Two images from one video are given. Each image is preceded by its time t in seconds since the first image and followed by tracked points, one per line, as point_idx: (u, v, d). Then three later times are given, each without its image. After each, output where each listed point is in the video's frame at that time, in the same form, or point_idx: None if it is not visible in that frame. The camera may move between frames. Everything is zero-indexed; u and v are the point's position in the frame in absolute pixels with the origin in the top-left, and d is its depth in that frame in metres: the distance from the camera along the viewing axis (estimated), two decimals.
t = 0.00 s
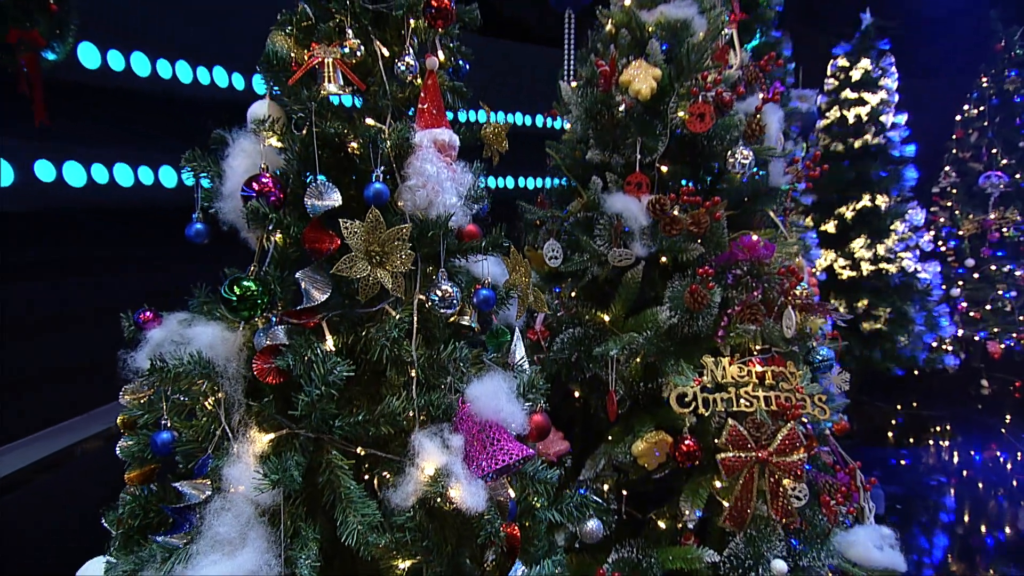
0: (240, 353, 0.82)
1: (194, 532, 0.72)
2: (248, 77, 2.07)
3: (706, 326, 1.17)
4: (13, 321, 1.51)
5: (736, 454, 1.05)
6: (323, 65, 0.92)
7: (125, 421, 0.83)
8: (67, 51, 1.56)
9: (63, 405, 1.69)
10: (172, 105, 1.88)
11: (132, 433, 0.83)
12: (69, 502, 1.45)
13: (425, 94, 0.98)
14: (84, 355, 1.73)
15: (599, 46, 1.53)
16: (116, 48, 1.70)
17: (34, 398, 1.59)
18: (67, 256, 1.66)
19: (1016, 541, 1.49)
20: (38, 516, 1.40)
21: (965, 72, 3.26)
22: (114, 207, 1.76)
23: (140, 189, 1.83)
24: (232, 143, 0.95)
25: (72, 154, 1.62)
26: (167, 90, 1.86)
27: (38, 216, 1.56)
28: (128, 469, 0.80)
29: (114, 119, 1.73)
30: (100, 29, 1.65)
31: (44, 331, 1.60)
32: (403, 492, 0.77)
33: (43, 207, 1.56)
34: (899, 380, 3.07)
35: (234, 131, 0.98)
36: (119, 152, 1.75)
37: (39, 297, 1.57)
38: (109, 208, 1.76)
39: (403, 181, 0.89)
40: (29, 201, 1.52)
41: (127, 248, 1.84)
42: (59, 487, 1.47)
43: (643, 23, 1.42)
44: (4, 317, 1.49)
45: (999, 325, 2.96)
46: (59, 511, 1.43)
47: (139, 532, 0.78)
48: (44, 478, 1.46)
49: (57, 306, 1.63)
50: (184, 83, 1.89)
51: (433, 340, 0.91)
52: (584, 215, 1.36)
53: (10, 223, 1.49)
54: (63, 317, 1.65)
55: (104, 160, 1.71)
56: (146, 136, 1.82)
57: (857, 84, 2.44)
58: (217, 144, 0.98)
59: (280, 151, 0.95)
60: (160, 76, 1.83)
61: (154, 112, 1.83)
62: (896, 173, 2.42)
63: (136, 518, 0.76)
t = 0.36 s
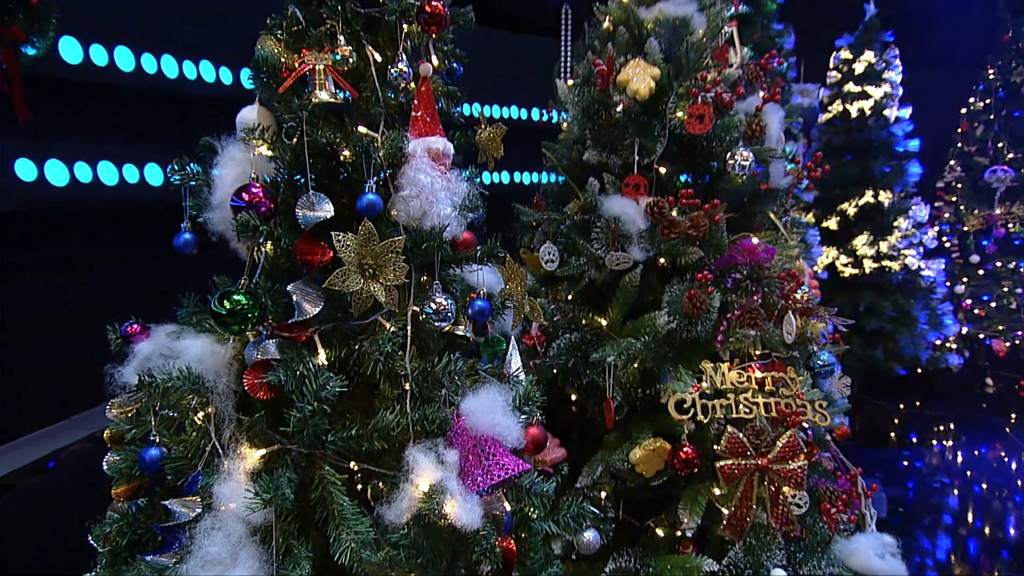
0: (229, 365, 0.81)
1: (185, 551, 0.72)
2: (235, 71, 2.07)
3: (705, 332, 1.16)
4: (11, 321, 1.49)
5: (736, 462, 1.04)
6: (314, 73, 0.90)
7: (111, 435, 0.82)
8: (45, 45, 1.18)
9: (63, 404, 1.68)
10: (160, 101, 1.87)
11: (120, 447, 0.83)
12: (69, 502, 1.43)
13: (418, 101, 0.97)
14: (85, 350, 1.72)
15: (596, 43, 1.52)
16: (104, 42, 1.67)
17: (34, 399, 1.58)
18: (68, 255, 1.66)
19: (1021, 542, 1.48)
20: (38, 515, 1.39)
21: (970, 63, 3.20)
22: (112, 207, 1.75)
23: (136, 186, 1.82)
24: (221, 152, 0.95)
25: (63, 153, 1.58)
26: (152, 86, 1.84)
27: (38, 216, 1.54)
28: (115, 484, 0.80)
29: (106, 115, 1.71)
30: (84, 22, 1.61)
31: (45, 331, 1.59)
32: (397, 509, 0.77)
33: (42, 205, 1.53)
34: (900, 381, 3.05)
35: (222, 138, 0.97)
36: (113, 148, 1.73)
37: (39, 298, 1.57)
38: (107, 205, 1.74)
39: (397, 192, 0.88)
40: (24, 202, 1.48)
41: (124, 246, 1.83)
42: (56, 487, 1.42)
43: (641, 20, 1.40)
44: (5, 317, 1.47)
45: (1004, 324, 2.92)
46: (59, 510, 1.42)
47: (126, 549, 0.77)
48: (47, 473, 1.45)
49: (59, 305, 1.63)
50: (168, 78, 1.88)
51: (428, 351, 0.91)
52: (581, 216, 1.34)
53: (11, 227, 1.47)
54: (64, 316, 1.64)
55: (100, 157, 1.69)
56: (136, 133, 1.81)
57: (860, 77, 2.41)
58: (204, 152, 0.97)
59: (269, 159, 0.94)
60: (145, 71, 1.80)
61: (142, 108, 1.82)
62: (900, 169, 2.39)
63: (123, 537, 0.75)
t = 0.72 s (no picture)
0: (218, 378, 0.80)
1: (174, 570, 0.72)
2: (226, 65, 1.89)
3: (705, 336, 1.15)
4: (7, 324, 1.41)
5: (735, 470, 1.03)
6: (305, 80, 0.89)
7: (97, 450, 0.81)
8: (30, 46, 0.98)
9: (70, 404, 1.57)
10: (164, 101, 1.73)
11: (106, 462, 0.81)
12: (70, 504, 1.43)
13: (412, 109, 0.95)
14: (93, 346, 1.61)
15: (593, 41, 1.50)
16: (92, 38, 1.54)
17: (35, 400, 1.48)
18: (70, 257, 1.55)
19: None
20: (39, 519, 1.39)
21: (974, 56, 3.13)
22: (115, 205, 1.64)
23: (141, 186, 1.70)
24: (210, 159, 0.93)
25: (58, 152, 1.49)
26: (150, 85, 1.68)
27: (32, 218, 1.45)
28: (102, 499, 0.79)
29: (107, 116, 1.60)
30: (73, 17, 1.49)
31: (42, 330, 1.48)
32: (391, 526, 0.76)
33: (32, 206, 1.44)
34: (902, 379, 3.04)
35: (211, 144, 0.96)
36: (116, 144, 1.63)
37: (36, 300, 1.47)
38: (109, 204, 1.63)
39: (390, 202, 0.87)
40: (18, 199, 1.41)
41: (130, 242, 1.69)
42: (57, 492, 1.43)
43: (638, 17, 1.38)
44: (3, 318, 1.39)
45: (1009, 321, 2.89)
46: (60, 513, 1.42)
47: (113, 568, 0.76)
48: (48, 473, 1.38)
49: (64, 303, 1.53)
50: (156, 74, 1.69)
51: (423, 362, 0.92)
52: (578, 219, 1.33)
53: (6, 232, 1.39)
54: (63, 317, 1.53)
55: (104, 157, 1.59)
56: (137, 133, 1.67)
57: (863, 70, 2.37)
58: (192, 158, 0.95)
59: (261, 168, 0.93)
60: (129, 66, 1.63)
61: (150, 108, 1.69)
62: (903, 164, 2.35)
63: (109, 557, 0.73)
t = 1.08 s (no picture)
0: (206, 394, 0.80)
1: None
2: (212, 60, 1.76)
3: (704, 343, 1.14)
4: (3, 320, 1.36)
5: (733, 479, 1.02)
6: (297, 90, 0.87)
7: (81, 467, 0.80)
8: (6, 35, 0.98)
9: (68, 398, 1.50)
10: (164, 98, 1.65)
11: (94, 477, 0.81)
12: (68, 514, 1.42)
13: (405, 118, 0.93)
14: (95, 337, 1.54)
15: (591, 39, 1.49)
16: (79, 33, 1.43)
17: (31, 400, 1.42)
18: (74, 254, 1.49)
19: None
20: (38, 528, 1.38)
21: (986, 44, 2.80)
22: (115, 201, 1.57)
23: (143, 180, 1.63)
24: (199, 171, 0.93)
25: (52, 149, 1.41)
26: (143, 83, 1.59)
27: (29, 220, 1.39)
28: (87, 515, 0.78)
29: (108, 115, 1.52)
30: (70, 16, 1.42)
31: (34, 325, 1.41)
32: (384, 545, 0.75)
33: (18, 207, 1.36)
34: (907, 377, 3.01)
35: (200, 155, 0.95)
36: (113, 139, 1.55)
37: (32, 297, 1.41)
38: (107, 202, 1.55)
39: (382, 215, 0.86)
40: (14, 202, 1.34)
41: (127, 237, 1.60)
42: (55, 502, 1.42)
43: (637, 16, 1.36)
44: None
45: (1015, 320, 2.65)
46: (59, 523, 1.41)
47: None
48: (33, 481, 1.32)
49: (62, 295, 1.47)
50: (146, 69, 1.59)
51: (416, 375, 0.90)
52: (574, 222, 1.31)
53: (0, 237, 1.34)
54: (57, 311, 1.46)
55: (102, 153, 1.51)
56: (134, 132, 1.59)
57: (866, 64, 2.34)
58: (182, 168, 0.96)
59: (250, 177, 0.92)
60: (113, 62, 1.51)
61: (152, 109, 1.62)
62: (907, 160, 2.31)
63: None
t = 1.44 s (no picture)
0: (193, 413, 0.78)
1: None
2: (198, 58, 1.67)
3: (701, 352, 1.13)
4: (3, 319, 1.32)
5: (731, 491, 1.01)
6: (286, 103, 0.86)
7: (65, 490, 0.77)
8: None
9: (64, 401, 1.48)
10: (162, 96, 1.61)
11: (77, 499, 0.79)
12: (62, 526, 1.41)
13: (397, 131, 0.91)
14: (95, 338, 1.52)
15: (587, 41, 1.49)
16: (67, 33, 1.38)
17: (30, 400, 1.40)
18: (73, 254, 1.46)
19: None
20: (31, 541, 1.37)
21: (991, 38, 2.63)
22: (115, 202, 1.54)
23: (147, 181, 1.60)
24: (186, 184, 0.92)
25: (55, 150, 1.39)
26: (139, 82, 1.55)
27: (28, 220, 1.36)
28: (71, 538, 0.76)
29: (107, 115, 1.49)
30: (72, 16, 1.38)
31: (34, 324, 1.39)
32: (377, 568, 0.74)
33: (20, 208, 1.33)
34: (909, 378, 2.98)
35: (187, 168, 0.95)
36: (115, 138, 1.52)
37: (32, 296, 1.38)
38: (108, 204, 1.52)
39: (374, 230, 0.85)
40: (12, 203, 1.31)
41: (127, 236, 1.57)
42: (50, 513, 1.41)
43: (635, 17, 1.34)
44: None
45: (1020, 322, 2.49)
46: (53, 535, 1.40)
47: None
48: (27, 484, 1.30)
49: (62, 296, 1.44)
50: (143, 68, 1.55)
51: (408, 391, 0.89)
52: (570, 229, 1.30)
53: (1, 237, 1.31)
54: (57, 311, 1.43)
55: (98, 154, 1.47)
56: (136, 133, 1.56)
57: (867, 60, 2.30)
58: (169, 182, 0.95)
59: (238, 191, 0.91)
60: (96, 60, 1.44)
61: (151, 109, 1.58)
62: (910, 159, 2.29)
63: None
